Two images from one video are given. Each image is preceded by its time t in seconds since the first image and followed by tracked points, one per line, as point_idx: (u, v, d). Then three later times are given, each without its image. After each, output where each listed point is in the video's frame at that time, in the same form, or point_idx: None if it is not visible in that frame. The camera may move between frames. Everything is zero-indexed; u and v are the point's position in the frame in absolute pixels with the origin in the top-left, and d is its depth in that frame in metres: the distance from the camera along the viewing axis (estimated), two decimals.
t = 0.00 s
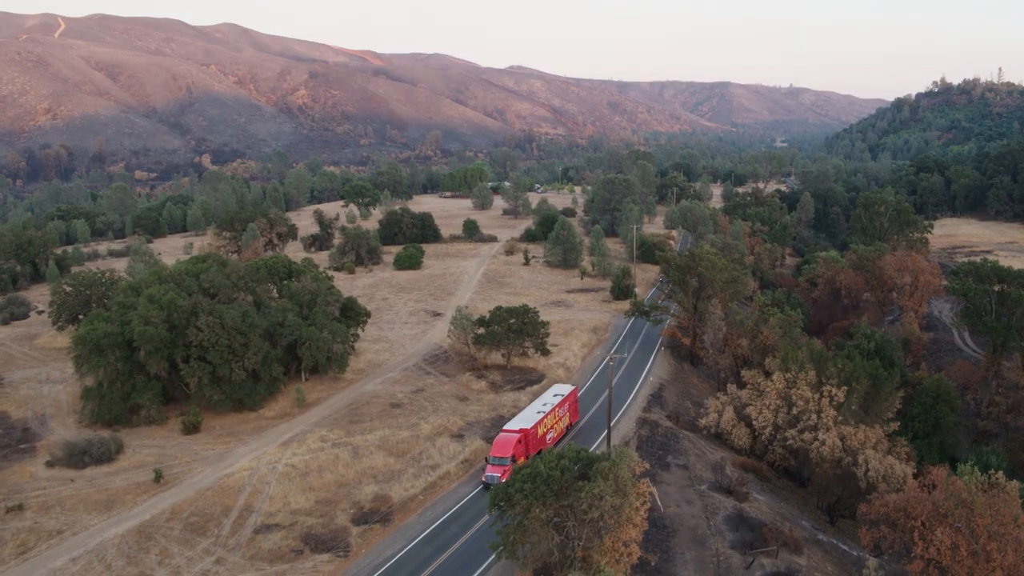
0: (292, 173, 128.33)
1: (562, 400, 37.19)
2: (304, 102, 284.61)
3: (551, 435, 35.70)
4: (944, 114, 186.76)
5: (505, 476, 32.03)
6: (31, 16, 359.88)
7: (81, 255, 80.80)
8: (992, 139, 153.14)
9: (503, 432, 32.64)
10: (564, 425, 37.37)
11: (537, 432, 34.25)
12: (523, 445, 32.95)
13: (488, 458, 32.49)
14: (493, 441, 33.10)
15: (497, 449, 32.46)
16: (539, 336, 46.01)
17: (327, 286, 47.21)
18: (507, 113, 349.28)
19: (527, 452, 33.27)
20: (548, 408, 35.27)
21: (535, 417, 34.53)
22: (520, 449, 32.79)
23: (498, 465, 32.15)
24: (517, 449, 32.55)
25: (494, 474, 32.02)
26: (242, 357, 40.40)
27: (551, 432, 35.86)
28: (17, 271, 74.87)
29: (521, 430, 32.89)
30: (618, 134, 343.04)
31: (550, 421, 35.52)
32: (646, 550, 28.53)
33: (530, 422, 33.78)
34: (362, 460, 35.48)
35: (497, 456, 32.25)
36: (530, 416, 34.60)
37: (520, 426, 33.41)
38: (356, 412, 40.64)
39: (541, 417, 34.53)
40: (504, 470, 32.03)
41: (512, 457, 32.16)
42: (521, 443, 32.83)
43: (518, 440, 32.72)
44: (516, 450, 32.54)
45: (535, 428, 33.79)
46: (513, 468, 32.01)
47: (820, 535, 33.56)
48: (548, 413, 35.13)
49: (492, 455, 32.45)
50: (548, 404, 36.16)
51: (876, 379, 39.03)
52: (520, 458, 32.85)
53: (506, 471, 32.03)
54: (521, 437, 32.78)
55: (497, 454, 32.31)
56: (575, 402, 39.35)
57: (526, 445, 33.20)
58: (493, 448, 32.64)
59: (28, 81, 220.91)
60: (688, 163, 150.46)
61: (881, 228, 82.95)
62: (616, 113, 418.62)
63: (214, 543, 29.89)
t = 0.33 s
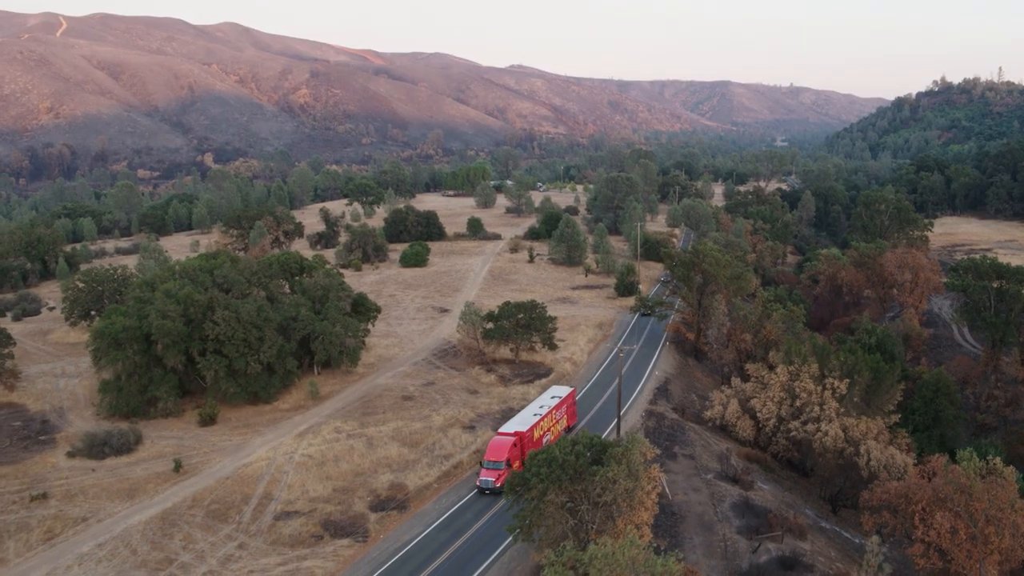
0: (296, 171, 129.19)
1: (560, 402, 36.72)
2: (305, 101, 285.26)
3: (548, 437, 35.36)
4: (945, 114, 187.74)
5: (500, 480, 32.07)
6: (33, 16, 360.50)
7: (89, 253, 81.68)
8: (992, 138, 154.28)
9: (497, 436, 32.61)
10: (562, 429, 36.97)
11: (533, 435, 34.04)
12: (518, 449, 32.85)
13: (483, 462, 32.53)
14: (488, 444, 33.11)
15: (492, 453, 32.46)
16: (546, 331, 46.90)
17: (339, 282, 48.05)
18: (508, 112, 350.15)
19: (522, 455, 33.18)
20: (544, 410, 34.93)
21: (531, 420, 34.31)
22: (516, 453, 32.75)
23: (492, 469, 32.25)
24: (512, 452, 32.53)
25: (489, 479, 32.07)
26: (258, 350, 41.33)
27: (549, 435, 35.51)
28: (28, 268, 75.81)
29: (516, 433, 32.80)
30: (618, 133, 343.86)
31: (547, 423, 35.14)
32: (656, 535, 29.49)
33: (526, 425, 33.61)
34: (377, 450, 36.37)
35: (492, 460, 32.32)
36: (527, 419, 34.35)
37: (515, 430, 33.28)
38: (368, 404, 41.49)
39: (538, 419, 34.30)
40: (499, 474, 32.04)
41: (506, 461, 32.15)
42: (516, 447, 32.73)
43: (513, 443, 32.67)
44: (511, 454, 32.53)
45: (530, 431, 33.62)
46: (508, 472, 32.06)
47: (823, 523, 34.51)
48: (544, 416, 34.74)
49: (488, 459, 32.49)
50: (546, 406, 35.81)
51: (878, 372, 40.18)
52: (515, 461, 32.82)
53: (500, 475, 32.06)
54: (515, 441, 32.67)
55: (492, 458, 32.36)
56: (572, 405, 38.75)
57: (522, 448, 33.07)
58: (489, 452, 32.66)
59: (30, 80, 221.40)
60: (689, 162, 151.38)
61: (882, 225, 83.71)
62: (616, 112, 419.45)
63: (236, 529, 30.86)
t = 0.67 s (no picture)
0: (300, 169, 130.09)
1: (558, 403, 35.75)
2: (307, 99, 286.03)
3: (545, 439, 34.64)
4: (945, 112, 188.98)
5: (494, 484, 31.53)
6: (35, 14, 360.66)
7: (98, 249, 82.70)
8: (992, 137, 155.34)
9: (492, 439, 32.05)
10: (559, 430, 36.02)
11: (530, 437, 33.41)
12: (514, 451, 32.39)
13: (478, 465, 32.07)
14: (484, 447, 32.63)
15: (487, 456, 32.05)
16: (554, 325, 47.81)
17: (351, 277, 48.99)
18: (510, 110, 351.17)
19: (518, 458, 32.66)
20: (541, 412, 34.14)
21: (527, 422, 33.62)
22: (511, 456, 32.26)
23: (486, 473, 31.75)
24: (507, 456, 32.06)
25: (483, 483, 31.52)
26: (273, 343, 42.21)
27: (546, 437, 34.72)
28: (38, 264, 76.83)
29: (511, 436, 32.15)
30: (620, 131, 345.03)
31: (544, 425, 34.30)
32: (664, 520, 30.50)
33: (521, 427, 32.86)
34: (391, 440, 37.31)
35: (486, 463, 31.86)
36: (522, 421, 33.58)
37: (510, 432, 32.63)
38: (381, 396, 42.42)
39: (535, 422, 33.49)
40: (493, 478, 31.57)
41: (501, 465, 31.75)
42: (511, 450, 32.22)
43: (508, 447, 32.11)
44: (505, 457, 32.06)
45: (527, 434, 32.92)
46: (503, 476, 31.64)
47: (826, 510, 35.57)
48: (541, 417, 33.87)
49: (482, 462, 32.01)
50: (543, 408, 34.95)
51: (880, 365, 41.23)
52: (510, 464, 32.38)
53: (494, 480, 31.59)
54: (511, 444, 32.12)
55: (486, 461, 31.88)
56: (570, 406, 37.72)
57: (517, 451, 32.56)
58: (484, 455, 32.23)
59: (33, 78, 222.03)
60: (691, 160, 152.36)
61: (883, 223, 84.77)
62: (618, 110, 420.35)
63: (258, 515, 31.86)
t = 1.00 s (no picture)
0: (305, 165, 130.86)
1: (555, 404, 35.64)
2: (309, 96, 286.65)
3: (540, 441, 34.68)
4: (946, 110, 189.91)
5: (489, 487, 31.22)
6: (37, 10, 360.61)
7: (107, 245, 83.53)
8: (994, 134, 156.19)
9: (488, 442, 31.76)
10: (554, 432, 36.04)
11: (525, 439, 33.30)
12: (509, 454, 32.23)
13: (472, 468, 31.73)
14: (478, 450, 32.32)
15: (481, 459, 31.69)
16: (562, 318, 48.72)
17: (362, 271, 49.91)
18: (512, 108, 351.96)
19: (513, 461, 32.51)
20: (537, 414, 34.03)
21: (522, 424, 33.52)
22: (506, 458, 32.04)
23: (481, 476, 31.45)
24: (502, 458, 31.82)
25: (478, 486, 31.23)
26: (288, 335, 43.09)
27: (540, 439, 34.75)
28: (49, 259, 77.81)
29: (507, 439, 32.04)
30: (621, 128, 345.75)
31: (540, 426, 34.34)
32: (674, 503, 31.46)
33: (517, 429, 32.81)
34: (405, 428, 38.23)
35: (481, 466, 31.54)
36: (518, 423, 33.54)
37: (506, 434, 32.50)
38: (394, 386, 43.34)
39: (531, 424, 33.49)
40: (488, 482, 31.25)
41: (496, 468, 31.42)
42: (506, 452, 31.98)
43: (503, 449, 31.94)
44: (501, 460, 31.81)
45: (521, 436, 32.85)
46: (498, 479, 31.36)
47: (830, 497, 36.57)
48: (538, 419, 33.95)
49: (477, 465, 31.70)
50: (539, 409, 34.86)
51: (883, 356, 42.46)
52: (505, 467, 32.10)
53: (489, 483, 31.27)
54: (506, 447, 31.95)
55: (481, 463, 31.58)
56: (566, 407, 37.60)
57: (512, 454, 32.38)
58: (479, 457, 31.96)
59: (36, 75, 222.57)
60: (694, 156, 153.37)
61: (885, 219, 85.77)
62: (620, 107, 421.06)
63: (279, 500, 32.86)
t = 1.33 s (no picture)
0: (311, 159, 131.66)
1: (553, 403, 35.45)
2: (314, 91, 287.23)
3: (537, 441, 34.47)
4: (950, 105, 190.38)
5: (485, 489, 30.97)
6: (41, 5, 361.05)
7: (118, 238, 84.47)
8: (997, 129, 156.75)
9: (485, 443, 31.42)
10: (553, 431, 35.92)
11: (522, 439, 33.03)
12: (506, 455, 31.86)
13: (468, 470, 31.40)
14: (475, 450, 31.98)
15: (478, 460, 31.32)
16: (571, 309, 49.65)
17: (375, 263, 50.78)
18: (516, 102, 352.40)
19: (509, 462, 32.15)
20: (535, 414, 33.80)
21: (520, 424, 33.24)
22: (503, 460, 31.68)
23: (477, 478, 31.11)
24: (499, 459, 31.43)
25: (474, 488, 30.98)
26: (304, 325, 44.00)
27: (538, 439, 34.53)
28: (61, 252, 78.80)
29: (504, 439, 31.71)
30: (624, 123, 346.16)
31: (538, 426, 34.14)
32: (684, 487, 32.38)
33: (514, 430, 32.52)
34: (420, 416, 39.18)
35: (477, 467, 31.19)
36: (515, 423, 33.23)
37: (503, 434, 32.23)
38: (407, 376, 44.28)
39: (528, 424, 33.23)
40: (484, 483, 31.00)
41: (493, 469, 31.11)
42: (503, 453, 31.68)
43: (500, 450, 31.58)
44: (497, 461, 31.44)
45: (518, 436, 32.59)
46: (494, 480, 31.05)
47: (835, 483, 37.59)
48: (536, 418, 33.76)
49: (473, 467, 31.32)
50: (537, 409, 34.66)
51: (886, 347, 43.54)
52: (502, 468, 31.81)
53: (486, 484, 31.03)
54: (503, 448, 31.60)
55: (478, 465, 31.20)
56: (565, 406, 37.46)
57: (509, 454, 32.09)
58: (475, 458, 31.55)
59: (41, 70, 223.18)
60: (697, 151, 154.10)
61: (889, 213, 86.72)
62: (623, 102, 421.16)
63: (299, 485, 33.85)
